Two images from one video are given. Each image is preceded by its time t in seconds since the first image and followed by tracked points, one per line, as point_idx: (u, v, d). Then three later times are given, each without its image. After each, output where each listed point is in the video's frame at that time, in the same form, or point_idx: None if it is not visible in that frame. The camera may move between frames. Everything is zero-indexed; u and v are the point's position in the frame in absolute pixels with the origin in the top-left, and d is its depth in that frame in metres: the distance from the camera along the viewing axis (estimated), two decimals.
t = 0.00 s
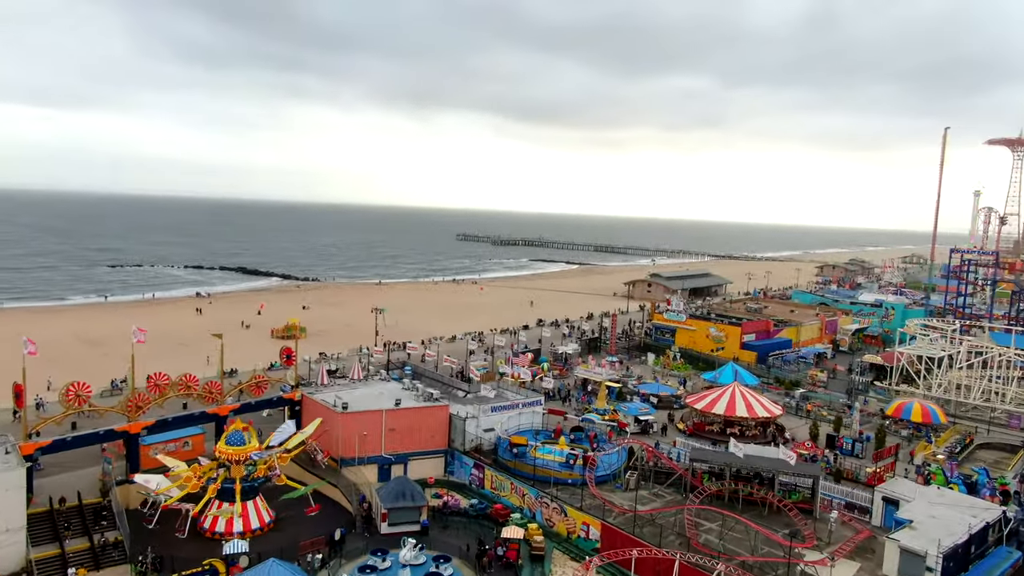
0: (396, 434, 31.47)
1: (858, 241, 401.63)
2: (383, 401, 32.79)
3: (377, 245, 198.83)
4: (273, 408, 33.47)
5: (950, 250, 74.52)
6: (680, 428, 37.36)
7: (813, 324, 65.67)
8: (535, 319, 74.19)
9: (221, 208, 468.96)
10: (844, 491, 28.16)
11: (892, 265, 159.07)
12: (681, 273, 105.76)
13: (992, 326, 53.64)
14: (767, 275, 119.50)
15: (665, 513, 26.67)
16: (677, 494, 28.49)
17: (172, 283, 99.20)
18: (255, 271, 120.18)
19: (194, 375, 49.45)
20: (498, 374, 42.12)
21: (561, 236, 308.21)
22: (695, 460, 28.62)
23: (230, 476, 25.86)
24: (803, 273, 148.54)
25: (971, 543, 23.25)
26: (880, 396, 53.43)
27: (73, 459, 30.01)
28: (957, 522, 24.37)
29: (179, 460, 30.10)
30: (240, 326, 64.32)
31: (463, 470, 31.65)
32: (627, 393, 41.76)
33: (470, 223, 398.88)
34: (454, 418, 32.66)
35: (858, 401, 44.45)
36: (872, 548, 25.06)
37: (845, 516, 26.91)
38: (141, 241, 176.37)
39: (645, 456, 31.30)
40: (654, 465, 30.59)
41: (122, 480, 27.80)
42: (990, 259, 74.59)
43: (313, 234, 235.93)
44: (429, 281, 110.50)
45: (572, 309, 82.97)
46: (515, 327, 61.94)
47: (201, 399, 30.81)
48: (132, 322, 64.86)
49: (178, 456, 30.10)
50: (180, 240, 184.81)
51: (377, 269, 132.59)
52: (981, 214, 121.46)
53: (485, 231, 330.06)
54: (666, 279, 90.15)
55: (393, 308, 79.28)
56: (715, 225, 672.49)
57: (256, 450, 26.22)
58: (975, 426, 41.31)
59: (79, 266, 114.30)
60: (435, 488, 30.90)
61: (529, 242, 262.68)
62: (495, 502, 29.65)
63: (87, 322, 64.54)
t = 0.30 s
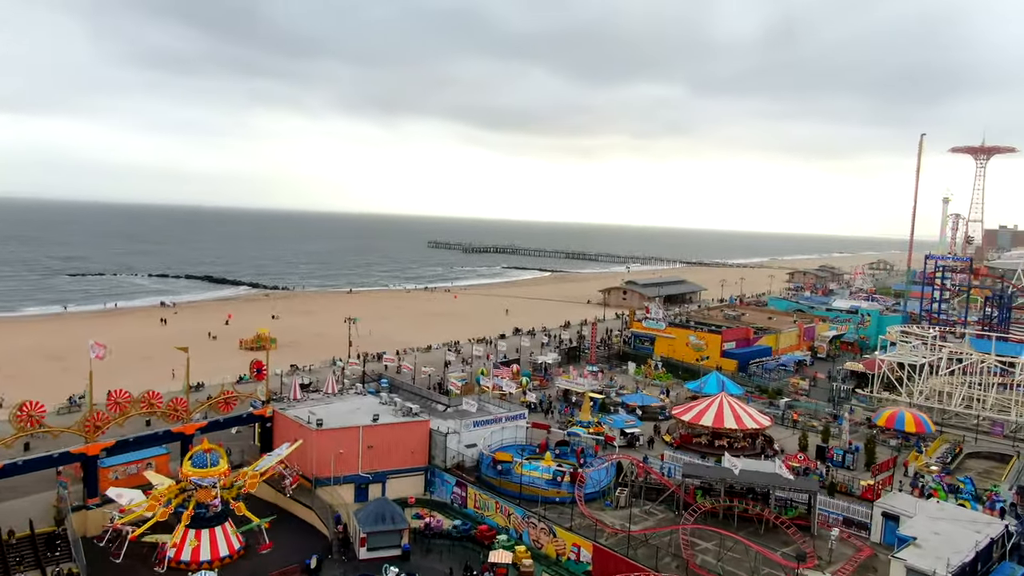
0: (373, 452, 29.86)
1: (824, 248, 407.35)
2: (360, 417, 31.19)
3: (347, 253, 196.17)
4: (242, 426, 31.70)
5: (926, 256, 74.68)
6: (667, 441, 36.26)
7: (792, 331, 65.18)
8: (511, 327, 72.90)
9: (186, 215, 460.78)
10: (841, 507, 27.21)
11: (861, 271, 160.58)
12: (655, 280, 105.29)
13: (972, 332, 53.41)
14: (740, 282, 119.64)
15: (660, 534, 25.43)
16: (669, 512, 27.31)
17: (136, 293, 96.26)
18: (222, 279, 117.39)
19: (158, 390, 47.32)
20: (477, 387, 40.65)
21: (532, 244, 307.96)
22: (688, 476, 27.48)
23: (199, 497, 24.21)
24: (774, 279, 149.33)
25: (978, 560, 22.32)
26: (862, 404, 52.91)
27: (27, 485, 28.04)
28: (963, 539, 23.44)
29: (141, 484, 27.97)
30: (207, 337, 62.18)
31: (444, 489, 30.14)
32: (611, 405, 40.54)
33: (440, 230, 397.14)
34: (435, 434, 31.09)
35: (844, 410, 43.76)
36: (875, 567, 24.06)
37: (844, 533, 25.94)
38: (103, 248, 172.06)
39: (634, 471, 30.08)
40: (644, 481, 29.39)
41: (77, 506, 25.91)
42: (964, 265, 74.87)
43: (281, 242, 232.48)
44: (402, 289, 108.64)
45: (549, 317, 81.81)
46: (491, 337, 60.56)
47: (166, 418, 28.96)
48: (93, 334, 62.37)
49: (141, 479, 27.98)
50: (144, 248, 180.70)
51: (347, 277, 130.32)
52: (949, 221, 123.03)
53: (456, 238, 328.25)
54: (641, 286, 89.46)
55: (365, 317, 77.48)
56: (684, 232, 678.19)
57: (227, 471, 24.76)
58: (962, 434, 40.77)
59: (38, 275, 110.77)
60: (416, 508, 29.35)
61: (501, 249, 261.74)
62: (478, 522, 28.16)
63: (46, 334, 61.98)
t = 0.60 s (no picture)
0: (347, 471, 28.23)
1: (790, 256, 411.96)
2: (333, 434, 29.54)
3: (314, 261, 193.04)
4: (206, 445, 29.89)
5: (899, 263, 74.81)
6: (652, 455, 35.12)
7: (768, 339, 64.66)
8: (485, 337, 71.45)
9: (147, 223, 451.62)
10: (838, 523, 26.25)
11: (828, 278, 162.07)
12: (627, 288, 104.66)
13: (950, 339, 53.23)
14: (712, 289, 119.62)
15: (652, 556, 24.27)
16: (660, 532, 26.19)
17: (94, 303, 93.02)
18: (185, 289, 114.16)
19: (117, 406, 45.03)
20: (455, 401, 39.17)
21: (501, 252, 306.82)
22: (679, 494, 26.37)
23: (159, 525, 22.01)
24: (744, 287, 149.78)
25: None
26: (842, 412, 52.36)
27: None
28: (965, 557, 22.54)
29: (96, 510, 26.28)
30: (169, 349, 59.79)
31: (423, 509, 28.61)
32: (592, 418, 39.31)
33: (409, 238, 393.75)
34: (411, 451, 29.55)
35: (827, 420, 43.05)
36: None
37: (841, 551, 24.98)
38: (59, 257, 166.83)
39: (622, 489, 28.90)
40: (632, 499, 28.19)
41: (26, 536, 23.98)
42: (936, 272, 75.14)
43: (246, 250, 228.27)
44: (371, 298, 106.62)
45: (522, 326, 80.54)
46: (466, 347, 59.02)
47: (123, 438, 27.05)
48: (47, 346, 59.58)
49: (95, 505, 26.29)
50: (103, 257, 175.67)
51: (315, 285, 127.71)
52: (913, 229, 124.58)
53: (424, 246, 325.80)
54: (615, 294, 88.65)
55: (335, 327, 75.47)
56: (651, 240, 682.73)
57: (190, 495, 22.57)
58: (946, 443, 40.25)
59: None
60: (393, 531, 27.76)
61: (470, 257, 260.05)
62: (459, 545, 26.69)
63: None
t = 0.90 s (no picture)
0: (318, 492, 26.58)
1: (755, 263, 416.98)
2: (303, 453, 27.87)
3: (281, 270, 189.59)
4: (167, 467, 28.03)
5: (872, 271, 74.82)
6: (636, 470, 33.95)
7: (745, 347, 64.10)
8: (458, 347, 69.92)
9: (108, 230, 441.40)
10: (834, 541, 25.20)
11: (797, 285, 163.04)
12: (600, 296, 103.76)
13: (927, 347, 52.98)
14: (684, 297, 119.40)
15: None
16: (651, 553, 25.05)
17: (50, 313, 89.60)
18: (148, 298, 110.81)
19: (72, 423, 42.70)
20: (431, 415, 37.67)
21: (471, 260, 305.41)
22: (670, 513, 25.18)
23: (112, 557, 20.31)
24: (714, 295, 150.11)
25: None
26: (821, 422, 51.79)
27: None
28: None
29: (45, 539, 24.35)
30: (130, 361, 57.36)
31: (400, 532, 27.03)
32: (573, 432, 38.05)
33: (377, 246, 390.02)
34: (387, 470, 27.98)
35: (810, 430, 42.33)
36: None
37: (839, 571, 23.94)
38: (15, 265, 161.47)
39: (610, 508, 27.67)
40: (621, 519, 26.89)
41: None
42: (908, 280, 75.34)
43: (210, 258, 223.71)
44: (340, 307, 104.40)
45: (495, 335, 79.16)
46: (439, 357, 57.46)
47: (76, 461, 25.23)
48: None
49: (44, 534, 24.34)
50: (61, 265, 170.49)
51: (281, 294, 124.95)
52: (881, 237, 125.69)
53: (393, 254, 322.53)
54: (588, 302, 87.69)
55: (303, 337, 73.38)
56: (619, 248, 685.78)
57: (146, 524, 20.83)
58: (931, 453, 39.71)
59: None
60: (369, 555, 26.12)
61: (439, 265, 258.06)
62: (439, 571, 25.16)
63: None
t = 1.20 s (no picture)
0: (286, 516, 24.79)
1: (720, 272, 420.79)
2: (270, 474, 26.05)
3: (244, 278, 185.63)
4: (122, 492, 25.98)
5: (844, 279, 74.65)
6: (619, 486, 32.71)
7: (720, 356, 63.37)
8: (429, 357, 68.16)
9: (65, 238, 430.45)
10: (831, 560, 24.08)
11: (764, 293, 164.12)
12: (570, 304, 102.51)
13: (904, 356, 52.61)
14: (655, 305, 118.95)
15: None
16: None
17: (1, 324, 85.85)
18: (105, 308, 107.11)
19: (21, 441, 40.17)
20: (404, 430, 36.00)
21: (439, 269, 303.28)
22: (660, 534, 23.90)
23: None
24: (683, 303, 150.18)
25: None
26: (799, 432, 51.08)
27: None
28: None
29: None
30: (84, 375, 54.65)
31: (374, 557, 25.34)
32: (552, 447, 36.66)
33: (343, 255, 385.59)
34: (359, 491, 26.30)
35: (792, 441, 41.49)
36: None
37: None
38: None
39: (597, 529, 26.30)
40: (608, 540, 25.65)
41: None
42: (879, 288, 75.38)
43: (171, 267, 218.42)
44: (307, 317, 101.90)
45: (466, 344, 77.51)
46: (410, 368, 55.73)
47: (18, 488, 23.11)
48: None
49: None
50: (14, 274, 164.69)
51: (245, 304, 121.89)
52: (848, 245, 126.64)
53: (359, 263, 318.60)
54: (560, 311, 86.53)
55: (267, 348, 70.97)
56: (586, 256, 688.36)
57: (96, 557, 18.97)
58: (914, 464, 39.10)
59: None
60: None
61: (406, 274, 255.52)
62: None
63: None
